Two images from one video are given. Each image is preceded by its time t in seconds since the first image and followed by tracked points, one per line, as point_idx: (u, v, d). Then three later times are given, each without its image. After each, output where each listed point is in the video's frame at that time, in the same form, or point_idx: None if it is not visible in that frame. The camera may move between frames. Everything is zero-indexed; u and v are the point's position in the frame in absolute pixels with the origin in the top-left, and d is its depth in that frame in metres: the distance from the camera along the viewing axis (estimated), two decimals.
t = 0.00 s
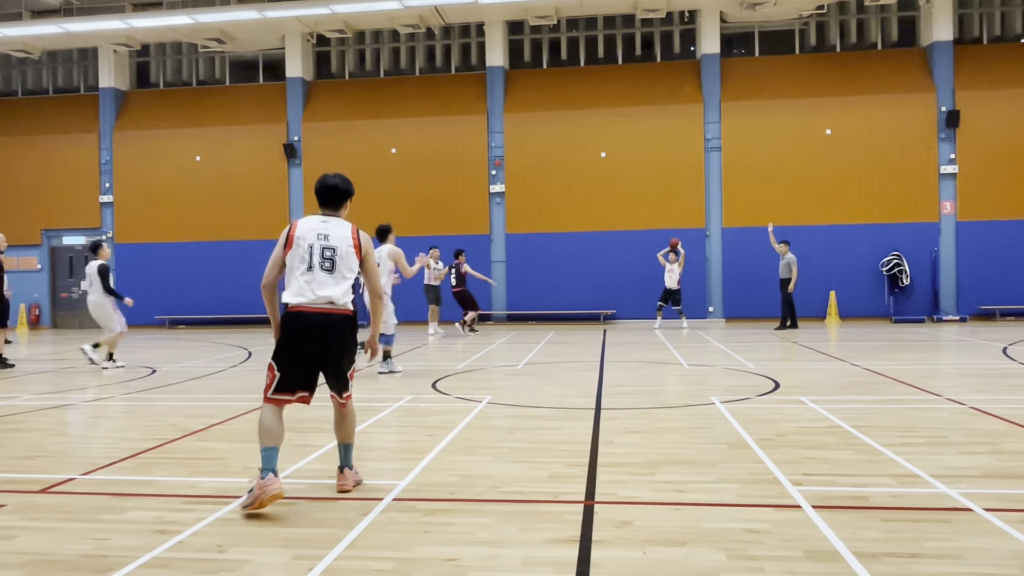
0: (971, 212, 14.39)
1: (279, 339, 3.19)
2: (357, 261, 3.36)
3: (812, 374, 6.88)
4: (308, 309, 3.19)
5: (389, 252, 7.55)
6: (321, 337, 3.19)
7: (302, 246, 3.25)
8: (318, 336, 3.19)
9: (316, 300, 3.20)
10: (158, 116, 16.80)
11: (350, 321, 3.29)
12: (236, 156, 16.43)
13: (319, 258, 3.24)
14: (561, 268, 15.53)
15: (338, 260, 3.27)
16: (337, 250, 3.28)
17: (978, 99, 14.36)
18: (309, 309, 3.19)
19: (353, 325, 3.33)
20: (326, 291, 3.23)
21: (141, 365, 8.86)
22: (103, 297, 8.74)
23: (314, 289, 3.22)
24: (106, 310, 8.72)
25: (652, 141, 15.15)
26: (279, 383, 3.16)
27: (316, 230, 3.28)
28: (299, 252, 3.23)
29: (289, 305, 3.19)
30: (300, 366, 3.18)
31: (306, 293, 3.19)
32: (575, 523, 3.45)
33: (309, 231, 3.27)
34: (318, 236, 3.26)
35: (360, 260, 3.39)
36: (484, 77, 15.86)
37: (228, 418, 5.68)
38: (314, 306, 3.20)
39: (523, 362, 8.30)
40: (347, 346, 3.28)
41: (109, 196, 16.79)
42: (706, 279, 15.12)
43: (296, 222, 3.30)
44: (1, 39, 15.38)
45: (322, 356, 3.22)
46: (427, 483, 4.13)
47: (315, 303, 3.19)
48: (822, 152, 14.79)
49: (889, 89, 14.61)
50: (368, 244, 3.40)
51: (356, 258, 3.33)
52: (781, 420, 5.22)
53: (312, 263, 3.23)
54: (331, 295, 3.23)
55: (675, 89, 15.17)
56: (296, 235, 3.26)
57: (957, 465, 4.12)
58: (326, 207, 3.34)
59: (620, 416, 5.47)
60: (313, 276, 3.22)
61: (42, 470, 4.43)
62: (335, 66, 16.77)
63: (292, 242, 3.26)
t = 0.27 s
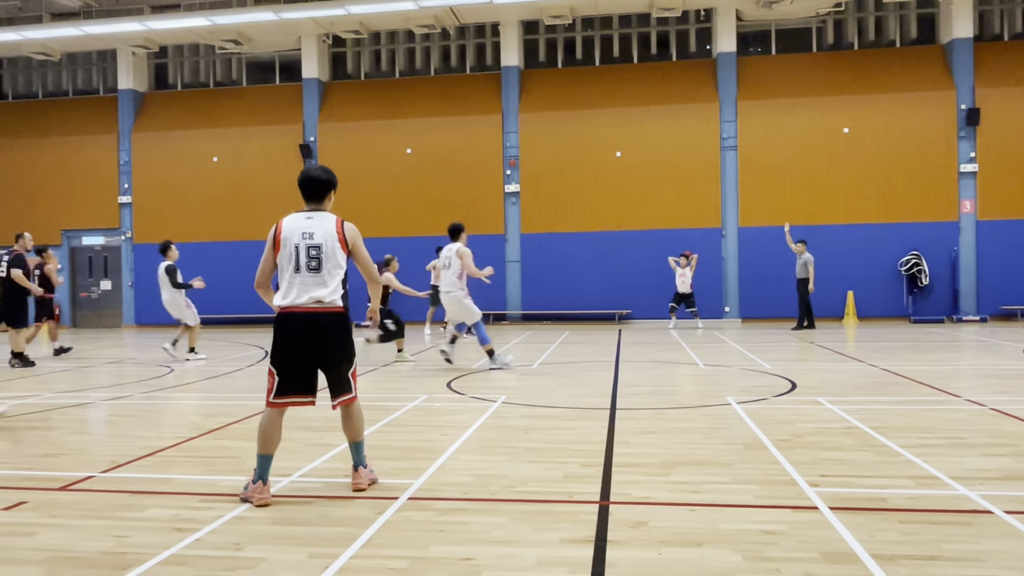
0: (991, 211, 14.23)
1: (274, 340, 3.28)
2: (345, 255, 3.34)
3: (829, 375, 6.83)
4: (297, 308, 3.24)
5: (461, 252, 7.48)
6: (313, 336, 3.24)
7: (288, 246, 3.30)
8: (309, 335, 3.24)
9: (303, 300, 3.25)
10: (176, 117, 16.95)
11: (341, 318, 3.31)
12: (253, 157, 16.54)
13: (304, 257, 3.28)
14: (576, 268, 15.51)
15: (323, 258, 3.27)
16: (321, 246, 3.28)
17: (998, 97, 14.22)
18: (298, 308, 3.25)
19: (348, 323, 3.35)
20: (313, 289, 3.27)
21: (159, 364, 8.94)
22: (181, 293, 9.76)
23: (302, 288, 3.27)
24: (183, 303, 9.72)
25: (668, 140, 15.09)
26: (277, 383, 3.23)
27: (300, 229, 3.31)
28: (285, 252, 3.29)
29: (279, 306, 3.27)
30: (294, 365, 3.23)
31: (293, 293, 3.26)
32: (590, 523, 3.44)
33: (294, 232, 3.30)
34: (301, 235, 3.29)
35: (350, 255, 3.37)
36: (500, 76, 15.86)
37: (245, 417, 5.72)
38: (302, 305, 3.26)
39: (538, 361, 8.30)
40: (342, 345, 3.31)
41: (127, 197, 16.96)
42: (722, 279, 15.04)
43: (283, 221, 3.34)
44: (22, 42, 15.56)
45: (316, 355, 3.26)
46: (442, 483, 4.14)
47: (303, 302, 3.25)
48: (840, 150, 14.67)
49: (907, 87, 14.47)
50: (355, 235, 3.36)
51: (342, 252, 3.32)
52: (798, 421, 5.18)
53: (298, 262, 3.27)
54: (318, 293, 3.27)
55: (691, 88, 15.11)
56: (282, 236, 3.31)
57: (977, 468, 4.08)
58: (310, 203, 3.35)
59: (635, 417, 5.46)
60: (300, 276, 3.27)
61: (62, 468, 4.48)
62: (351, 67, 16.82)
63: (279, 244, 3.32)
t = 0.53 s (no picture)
0: (1013, 209, 14.06)
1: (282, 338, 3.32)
2: (347, 250, 3.34)
3: (848, 375, 6.77)
4: (301, 306, 3.28)
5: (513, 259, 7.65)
6: (316, 331, 3.25)
7: (292, 246, 3.34)
8: (313, 332, 3.25)
9: (306, 297, 3.28)
10: (195, 118, 17.10)
11: (347, 314, 3.30)
12: (270, 158, 16.64)
13: (306, 255, 3.30)
14: (592, 268, 15.48)
15: (324, 253, 3.29)
16: (322, 243, 3.30)
17: (1020, 94, 14.03)
18: (303, 306, 3.28)
19: (354, 319, 3.35)
20: (316, 286, 3.29)
21: (178, 363, 9.03)
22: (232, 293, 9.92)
23: (305, 286, 3.29)
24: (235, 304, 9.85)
25: (684, 139, 15.03)
26: (285, 381, 3.26)
27: (303, 228, 3.34)
28: (289, 252, 3.34)
29: (286, 305, 3.32)
30: (300, 362, 3.25)
31: (298, 292, 3.29)
32: (606, 523, 3.44)
33: (297, 231, 3.34)
34: (302, 234, 3.32)
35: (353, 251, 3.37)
36: (515, 76, 15.85)
37: (262, 416, 5.76)
38: (307, 302, 3.28)
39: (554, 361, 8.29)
40: (347, 341, 3.31)
41: (146, 198, 17.13)
42: (739, 279, 14.95)
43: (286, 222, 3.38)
44: (44, 44, 15.77)
45: (321, 352, 3.27)
46: (458, 482, 4.14)
47: (306, 300, 3.27)
48: (858, 149, 14.55)
49: (927, 84, 14.32)
50: (356, 230, 3.35)
51: (343, 248, 3.32)
52: (816, 421, 5.15)
53: (301, 260, 3.31)
54: (321, 290, 3.28)
55: (708, 87, 15.03)
56: (286, 236, 3.35)
57: (999, 469, 4.03)
58: (311, 201, 3.38)
59: (651, 417, 5.44)
60: (303, 274, 3.30)
61: (83, 465, 4.54)
62: (367, 67, 16.87)
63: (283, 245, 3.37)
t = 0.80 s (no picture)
0: None
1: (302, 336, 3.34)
2: (365, 251, 3.35)
3: (867, 376, 6.70)
4: (321, 305, 3.30)
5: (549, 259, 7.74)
6: (335, 330, 3.28)
7: (311, 245, 3.36)
8: (333, 330, 3.27)
9: (326, 297, 3.30)
10: (213, 119, 17.24)
11: (366, 314, 3.32)
12: (287, 158, 16.76)
13: (325, 256, 3.31)
14: (608, 267, 15.45)
15: (342, 254, 3.30)
16: (340, 244, 3.31)
17: None
18: (322, 305, 3.30)
19: (374, 319, 3.37)
20: (334, 287, 3.31)
21: (197, 362, 9.11)
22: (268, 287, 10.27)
23: (324, 286, 3.31)
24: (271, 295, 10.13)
25: (702, 138, 14.96)
26: (303, 379, 3.29)
27: (321, 229, 3.35)
28: (308, 251, 3.35)
29: (305, 303, 3.35)
30: (319, 361, 3.27)
31: (317, 292, 3.32)
32: (623, 524, 3.43)
33: (315, 231, 3.35)
34: (321, 234, 3.33)
35: (371, 251, 3.38)
36: (531, 76, 15.87)
37: (280, 415, 5.80)
38: (326, 302, 3.31)
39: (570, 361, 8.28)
40: (366, 342, 3.32)
41: (165, 198, 17.30)
42: (756, 279, 14.85)
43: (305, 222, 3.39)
44: (66, 47, 15.98)
45: (340, 351, 3.29)
46: (474, 482, 4.15)
47: (325, 300, 3.30)
48: (878, 147, 14.41)
49: (948, 82, 14.16)
50: (374, 231, 3.36)
51: (361, 249, 3.33)
52: (834, 422, 5.10)
53: (320, 260, 3.33)
54: (339, 290, 3.30)
55: (725, 85, 14.96)
56: (305, 236, 3.37)
57: (1022, 472, 3.97)
58: (330, 200, 3.38)
59: (668, 417, 5.42)
60: (321, 274, 3.31)
61: (103, 463, 4.59)
62: (384, 68, 16.94)
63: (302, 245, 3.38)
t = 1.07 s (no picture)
0: None
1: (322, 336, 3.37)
2: (384, 251, 3.37)
3: (890, 377, 6.62)
4: (341, 304, 3.32)
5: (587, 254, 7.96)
6: (355, 330, 3.29)
7: (331, 245, 3.37)
8: (353, 330, 3.29)
9: (345, 296, 3.32)
10: (234, 120, 17.40)
11: (384, 313, 3.34)
12: (307, 159, 16.87)
13: (344, 255, 3.33)
14: (626, 267, 15.41)
15: (362, 254, 3.32)
16: (360, 244, 3.33)
17: None
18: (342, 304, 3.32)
19: (393, 318, 3.40)
20: (354, 285, 3.32)
21: (218, 361, 9.21)
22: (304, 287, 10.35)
23: (343, 285, 3.32)
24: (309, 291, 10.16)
25: (721, 137, 14.88)
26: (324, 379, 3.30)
27: (341, 228, 3.36)
28: (328, 251, 3.36)
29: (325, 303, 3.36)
30: (340, 360, 3.30)
31: (337, 290, 3.33)
32: (641, 524, 3.41)
33: (335, 230, 3.36)
34: (341, 233, 3.34)
35: (389, 251, 3.40)
36: (549, 76, 15.87)
37: (300, 414, 5.84)
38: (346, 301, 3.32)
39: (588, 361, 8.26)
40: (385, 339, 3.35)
41: (187, 199, 17.49)
42: (776, 279, 14.74)
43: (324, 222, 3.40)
44: (90, 50, 16.22)
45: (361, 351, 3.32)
46: (492, 481, 4.15)
47: (345, 299, 3.31)
48: (900, 145, 14.25)
49: (973, 79, 13.97)
50: (393, 231, 3.38)
51: (380, 249, 3.35)
52: (856, 424, 5.05)
53: (340, 260, 3.34)
54: (359, 289, 3.32)
55: (745, 84, 14.87)
56: (325, 235, 3.38)
57: None
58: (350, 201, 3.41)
59: (687, 418, 5.39)
60: (341, 273, 3.32)
61: (126, 461, 4.65)
62: (402, 69, 16.99)
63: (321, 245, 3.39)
